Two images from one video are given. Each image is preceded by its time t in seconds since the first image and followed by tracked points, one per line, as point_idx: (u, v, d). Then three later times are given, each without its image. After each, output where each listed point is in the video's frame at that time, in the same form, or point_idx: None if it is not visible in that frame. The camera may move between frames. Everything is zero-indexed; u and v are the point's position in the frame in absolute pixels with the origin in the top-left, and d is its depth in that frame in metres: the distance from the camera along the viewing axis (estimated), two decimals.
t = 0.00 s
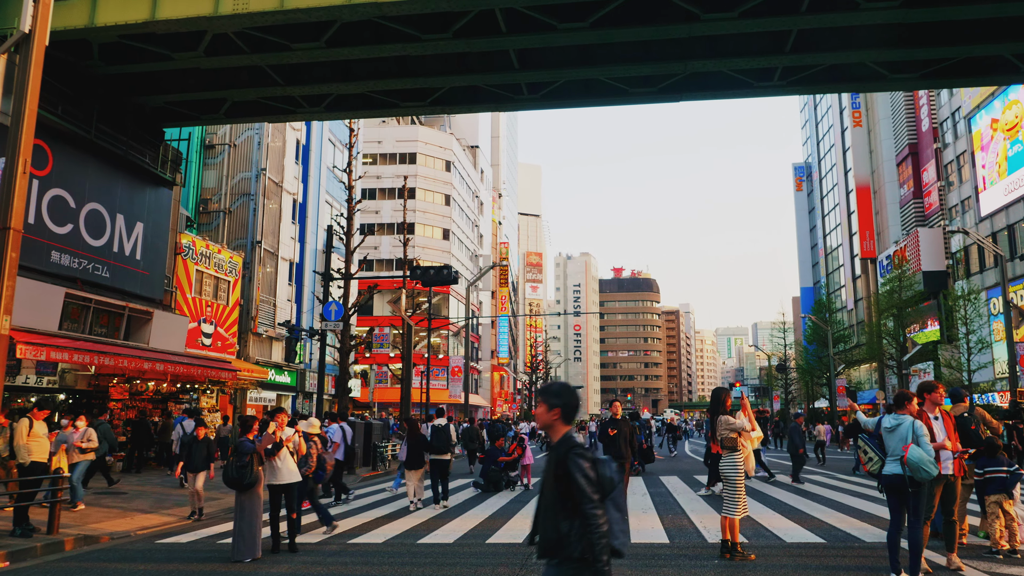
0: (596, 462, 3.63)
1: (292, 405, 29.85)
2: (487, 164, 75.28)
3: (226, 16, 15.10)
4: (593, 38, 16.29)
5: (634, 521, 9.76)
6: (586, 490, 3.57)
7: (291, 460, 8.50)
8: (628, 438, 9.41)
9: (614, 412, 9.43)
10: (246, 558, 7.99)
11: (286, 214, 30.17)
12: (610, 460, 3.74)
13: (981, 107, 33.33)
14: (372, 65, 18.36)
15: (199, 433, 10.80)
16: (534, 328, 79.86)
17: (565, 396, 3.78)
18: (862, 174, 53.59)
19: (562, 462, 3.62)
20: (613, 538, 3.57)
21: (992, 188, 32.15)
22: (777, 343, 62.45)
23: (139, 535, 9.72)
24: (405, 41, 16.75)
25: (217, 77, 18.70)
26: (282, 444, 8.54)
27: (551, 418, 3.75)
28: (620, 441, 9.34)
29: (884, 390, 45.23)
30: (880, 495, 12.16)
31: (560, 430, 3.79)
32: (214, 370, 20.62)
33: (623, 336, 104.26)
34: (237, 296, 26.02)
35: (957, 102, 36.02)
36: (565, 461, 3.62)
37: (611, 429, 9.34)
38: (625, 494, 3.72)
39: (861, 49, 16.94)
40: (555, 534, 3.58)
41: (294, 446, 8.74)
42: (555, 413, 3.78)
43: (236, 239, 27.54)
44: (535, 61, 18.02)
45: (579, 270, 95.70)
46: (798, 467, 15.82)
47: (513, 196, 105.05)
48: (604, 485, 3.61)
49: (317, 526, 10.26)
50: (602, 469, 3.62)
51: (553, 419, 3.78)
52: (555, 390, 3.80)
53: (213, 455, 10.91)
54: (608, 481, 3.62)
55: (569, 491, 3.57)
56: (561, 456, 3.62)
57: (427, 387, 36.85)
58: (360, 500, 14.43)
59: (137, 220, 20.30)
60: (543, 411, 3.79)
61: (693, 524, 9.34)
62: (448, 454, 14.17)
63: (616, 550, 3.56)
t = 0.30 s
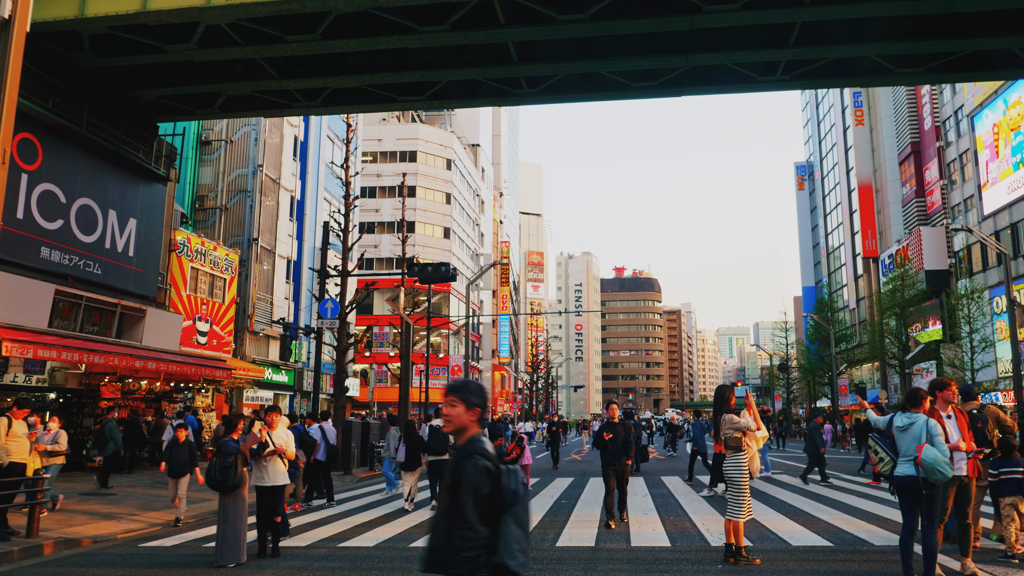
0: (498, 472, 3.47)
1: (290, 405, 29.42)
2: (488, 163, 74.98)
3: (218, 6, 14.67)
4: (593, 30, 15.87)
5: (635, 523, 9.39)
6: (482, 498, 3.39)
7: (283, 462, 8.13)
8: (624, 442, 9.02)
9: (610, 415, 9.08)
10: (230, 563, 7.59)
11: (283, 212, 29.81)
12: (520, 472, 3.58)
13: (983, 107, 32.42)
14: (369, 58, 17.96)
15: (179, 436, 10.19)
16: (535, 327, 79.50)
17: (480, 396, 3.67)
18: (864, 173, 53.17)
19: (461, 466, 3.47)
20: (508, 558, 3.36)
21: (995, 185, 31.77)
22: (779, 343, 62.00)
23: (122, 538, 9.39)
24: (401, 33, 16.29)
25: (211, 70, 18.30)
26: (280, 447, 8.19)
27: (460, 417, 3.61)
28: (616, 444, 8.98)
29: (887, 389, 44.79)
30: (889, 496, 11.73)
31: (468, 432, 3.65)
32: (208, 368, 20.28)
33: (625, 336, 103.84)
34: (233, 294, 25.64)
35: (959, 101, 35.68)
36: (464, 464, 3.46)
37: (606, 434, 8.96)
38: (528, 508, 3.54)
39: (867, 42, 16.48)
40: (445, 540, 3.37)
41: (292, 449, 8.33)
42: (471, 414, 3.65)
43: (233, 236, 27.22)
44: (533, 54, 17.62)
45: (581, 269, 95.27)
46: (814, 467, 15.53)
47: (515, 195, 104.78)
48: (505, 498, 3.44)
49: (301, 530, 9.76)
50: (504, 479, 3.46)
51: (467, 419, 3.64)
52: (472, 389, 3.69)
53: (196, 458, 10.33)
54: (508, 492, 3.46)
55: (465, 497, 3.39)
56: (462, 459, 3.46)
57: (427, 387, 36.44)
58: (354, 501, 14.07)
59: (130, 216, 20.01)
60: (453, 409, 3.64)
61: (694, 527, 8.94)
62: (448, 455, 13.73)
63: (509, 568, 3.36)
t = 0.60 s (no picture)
0: (395, 477, 2.89)
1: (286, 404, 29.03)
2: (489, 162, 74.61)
3: None
4: (594, 21, 15.29)
5: (637, 526, 8.84)
6: (373, 509, 2.80)
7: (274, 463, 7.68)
8: (623, 439, 8.35)
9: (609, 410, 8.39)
10: (214, 568, 7.18)
11: (280, 208, 29.37)
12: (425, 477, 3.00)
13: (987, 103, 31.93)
14: (367, 50, 17.25)
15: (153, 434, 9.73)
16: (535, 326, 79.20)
17: (376, 393, 3.12)
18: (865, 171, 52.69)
19: (348, 473, 2.89)
20: (404, 573, 2.79)
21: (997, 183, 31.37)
22: (780, 341, 61.58)
23: (103, 542, 9.00)
24: (398, 24, 15.61)
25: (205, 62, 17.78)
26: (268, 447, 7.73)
27: (354, 419, 3.05)
28: (613, 440, 8.34)
29: (888, 387, 44.35)
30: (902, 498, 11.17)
31: (363, 435, 3.08)
32: (201, 367, 19.91)
33: (626, 335, 103.48)
34: (229, 291, 25.31)
35: (962, 98, 35.20)
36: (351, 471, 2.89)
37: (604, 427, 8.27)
38: (432, 520, 2.93)
39: (873, 34, 15.41)
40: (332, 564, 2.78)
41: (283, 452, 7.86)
42: (368, 415, 3.11)
43: (229, 233, 26.87)
44: (534, 45, 16.67)
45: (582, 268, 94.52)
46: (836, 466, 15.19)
47: (517, 193, 104.40)
48: (403, 506, 2.84)
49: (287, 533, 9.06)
50: (402, 485, 2.86)
51: (363, 421, 3.08)
52: (367, 386, 3.13)
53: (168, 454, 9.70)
54: (408, 500, 2.86)
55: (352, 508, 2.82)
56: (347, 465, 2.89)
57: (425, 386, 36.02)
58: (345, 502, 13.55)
59: (122, 210, 19.66)
60: (347, 409, 3.08)
61: (703, 530, 8.29)
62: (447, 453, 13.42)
63: None
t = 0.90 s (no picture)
0: (236, 475, 2.59)
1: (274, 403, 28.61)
2: (481, 161, 74.24)
3: None
4: (585, 13, 14.88)
5: (627, 531, 8.45)
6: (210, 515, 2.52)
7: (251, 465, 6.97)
8: (613, 439, 7.86)
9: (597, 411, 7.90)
10: None
11: (268, 205, 28.97)
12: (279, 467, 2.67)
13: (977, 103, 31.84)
14: (355, 43, 16.72)
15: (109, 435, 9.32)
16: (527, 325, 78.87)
17: (219, 378, 2.77)
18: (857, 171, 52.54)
19: (184, 473, 2.59)
20: None
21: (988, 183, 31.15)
22: (772, 341, 61.44)
23: (73, 548, 8.64)
24: (386, 16, 15.11)
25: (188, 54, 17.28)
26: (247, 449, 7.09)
27: (191, 409, 2.70)
28: (602, 440, 7.82)
29: (880, 387, 44.22)
30: (899, 500, 10.88)
31: (206, 426, 2.75)
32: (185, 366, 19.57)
33: (618, 335, 103.23)
34: (215, 289, 24.96)
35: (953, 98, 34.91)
36: (186, 469, 2.59)
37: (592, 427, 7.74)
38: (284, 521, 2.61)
39: (866, 29, 14.95)
40: None
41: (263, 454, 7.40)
42: (210, 402, 2.76)
43: (215, 230, 26.48)
44: (524, 38, 16.25)
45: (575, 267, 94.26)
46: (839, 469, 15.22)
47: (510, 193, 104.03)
48: (246, 507, 2.54)
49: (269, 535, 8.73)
50: (241, 485, 2.56)
51: (203, 410, 2.75)
52: (210, 370, 2.77)
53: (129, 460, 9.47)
54: (249, 501, 2.54)
55: (189, 514, 2.54)
56: (182, 465, 2.59)
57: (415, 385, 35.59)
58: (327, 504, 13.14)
59: (103, 206, 19.26)
60: (184, 396, 2.73)
61: (699, 536, 7.82)
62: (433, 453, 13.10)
63: None
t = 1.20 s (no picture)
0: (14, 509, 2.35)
1: (258, 403, 28.15)
2: (470, 159, 73.69)
3: None
4: (576, 5, 14.45)
5: (615, 534, 8.12)
6: None
7: (222, 466, 6.60)
8: (595, 437, 7.44)
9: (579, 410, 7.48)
10: None
11: (252, 201, 28.54)
12: (68, 502, 2.54)
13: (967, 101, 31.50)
14: (339, 35, 16.23)
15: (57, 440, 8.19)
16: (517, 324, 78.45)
17: None
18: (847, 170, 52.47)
19: None
20: None
21: (977, 181, 30.96)
22: (761, 340, 61.32)
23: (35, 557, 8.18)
24: (371, 7, 14.61)
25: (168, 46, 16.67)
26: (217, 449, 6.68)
27: None
28: (584, 439, 7.40)
29: (869, 385, 44.18)
30: (893, 501, 10.65)
31: None
32: (165, 364, 19.14)
33: (608, 334, 102.97)
34: (197, 286, 24.53)
35: (943, 97, 34.63)
36: None
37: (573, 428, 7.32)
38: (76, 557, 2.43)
39: (860, 23, 14.58)
40: None
41: (232, 454, 6.84)
42: None
43: (198, 227, 26.05)
44: (513, 30, 15.83)
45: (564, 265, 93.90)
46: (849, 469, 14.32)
47: (499, 191, 103.45)
48: (30, 545, 2.32)
49: (245, 538, 8.41)
50: (25, 521, 2.35)
51: None
52: None
53: (83, 464, 8.40)
54: (37, 536, 2.35)
55: None
56: None
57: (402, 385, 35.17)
58: (308, 505, 12.79)
59: (81, 201, 18.81)
60: None
61: (689, 541, 7.51)
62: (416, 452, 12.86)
63: None
